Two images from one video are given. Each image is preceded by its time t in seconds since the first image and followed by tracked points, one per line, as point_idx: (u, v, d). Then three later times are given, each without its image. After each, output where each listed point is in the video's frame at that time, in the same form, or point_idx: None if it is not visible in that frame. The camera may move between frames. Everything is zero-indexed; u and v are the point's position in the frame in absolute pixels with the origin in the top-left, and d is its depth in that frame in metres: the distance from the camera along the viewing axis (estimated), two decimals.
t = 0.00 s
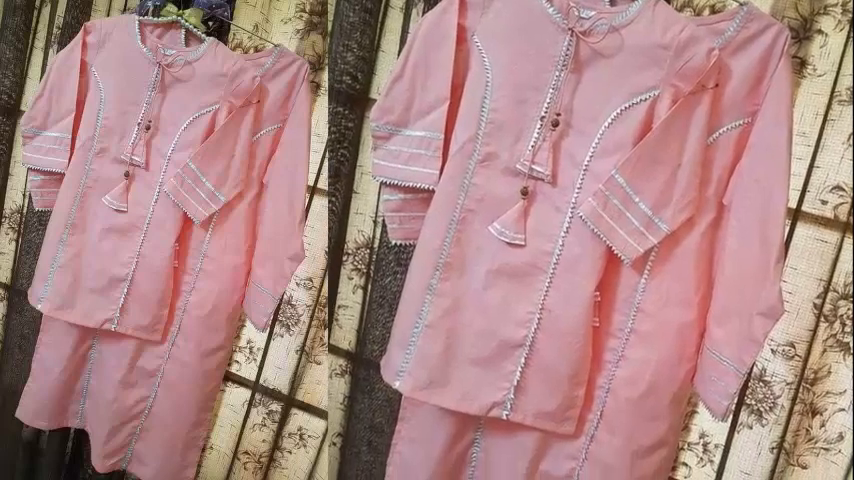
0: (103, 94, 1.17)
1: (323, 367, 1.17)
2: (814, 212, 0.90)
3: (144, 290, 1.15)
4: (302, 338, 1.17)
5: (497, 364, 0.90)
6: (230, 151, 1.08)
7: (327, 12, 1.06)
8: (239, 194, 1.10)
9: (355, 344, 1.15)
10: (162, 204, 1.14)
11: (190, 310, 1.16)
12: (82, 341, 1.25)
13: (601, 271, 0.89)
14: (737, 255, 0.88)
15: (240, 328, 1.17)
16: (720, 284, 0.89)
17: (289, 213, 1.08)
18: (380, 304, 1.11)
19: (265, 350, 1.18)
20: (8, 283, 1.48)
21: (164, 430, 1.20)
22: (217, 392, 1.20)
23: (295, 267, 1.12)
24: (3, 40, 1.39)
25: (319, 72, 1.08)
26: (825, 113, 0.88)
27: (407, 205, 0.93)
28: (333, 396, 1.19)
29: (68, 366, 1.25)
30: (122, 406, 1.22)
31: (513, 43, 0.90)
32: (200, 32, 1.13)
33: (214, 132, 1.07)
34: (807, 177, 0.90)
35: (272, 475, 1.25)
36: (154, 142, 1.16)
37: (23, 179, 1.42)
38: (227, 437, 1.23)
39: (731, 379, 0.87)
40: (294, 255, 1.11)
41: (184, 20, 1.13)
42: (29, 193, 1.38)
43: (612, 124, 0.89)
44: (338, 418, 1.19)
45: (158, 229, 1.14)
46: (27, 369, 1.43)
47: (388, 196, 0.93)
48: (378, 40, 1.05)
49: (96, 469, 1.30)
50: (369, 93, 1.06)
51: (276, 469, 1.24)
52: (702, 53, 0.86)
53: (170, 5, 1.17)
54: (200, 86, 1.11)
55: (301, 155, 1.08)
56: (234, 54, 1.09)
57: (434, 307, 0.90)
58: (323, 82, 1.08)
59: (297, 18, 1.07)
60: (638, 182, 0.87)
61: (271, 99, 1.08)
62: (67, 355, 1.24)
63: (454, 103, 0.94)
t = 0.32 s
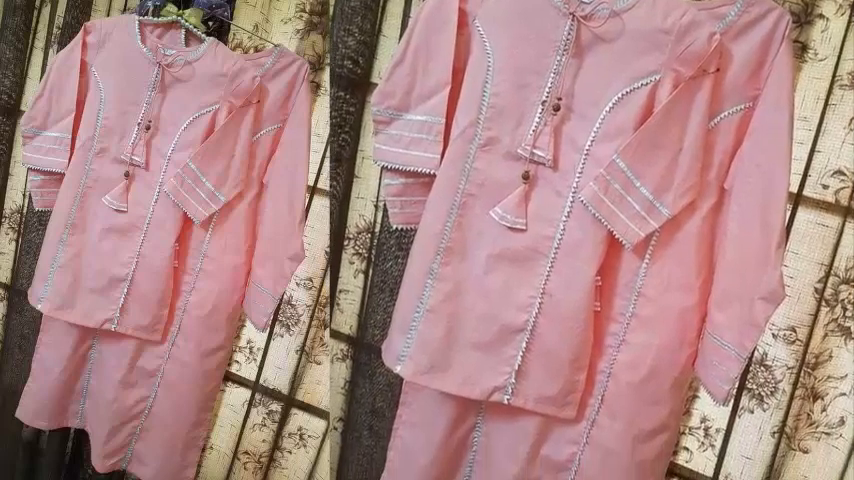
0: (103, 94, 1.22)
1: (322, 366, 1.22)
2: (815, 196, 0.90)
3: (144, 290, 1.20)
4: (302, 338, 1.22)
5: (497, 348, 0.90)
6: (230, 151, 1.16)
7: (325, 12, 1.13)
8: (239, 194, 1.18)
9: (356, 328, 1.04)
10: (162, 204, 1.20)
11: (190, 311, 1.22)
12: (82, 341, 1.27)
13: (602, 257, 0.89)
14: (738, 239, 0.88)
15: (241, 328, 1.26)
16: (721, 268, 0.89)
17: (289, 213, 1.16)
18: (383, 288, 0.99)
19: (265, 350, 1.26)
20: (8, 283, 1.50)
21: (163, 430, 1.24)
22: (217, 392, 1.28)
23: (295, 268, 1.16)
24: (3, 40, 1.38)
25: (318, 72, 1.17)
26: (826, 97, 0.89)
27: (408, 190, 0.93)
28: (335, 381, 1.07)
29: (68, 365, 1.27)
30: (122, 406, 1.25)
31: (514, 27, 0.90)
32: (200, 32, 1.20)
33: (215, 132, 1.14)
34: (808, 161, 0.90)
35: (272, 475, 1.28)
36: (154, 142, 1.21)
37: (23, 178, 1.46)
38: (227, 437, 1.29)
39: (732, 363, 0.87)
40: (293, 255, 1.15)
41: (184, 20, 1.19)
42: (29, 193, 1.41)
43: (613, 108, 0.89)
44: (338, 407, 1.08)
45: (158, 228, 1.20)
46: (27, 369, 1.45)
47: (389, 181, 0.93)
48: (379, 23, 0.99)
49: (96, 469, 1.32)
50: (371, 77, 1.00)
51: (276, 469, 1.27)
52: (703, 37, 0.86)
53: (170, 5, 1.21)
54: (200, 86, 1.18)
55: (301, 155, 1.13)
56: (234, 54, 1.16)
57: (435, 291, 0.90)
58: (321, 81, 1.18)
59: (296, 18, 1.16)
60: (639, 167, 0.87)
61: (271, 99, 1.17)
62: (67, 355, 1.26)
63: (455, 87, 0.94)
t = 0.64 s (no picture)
0: (103, 94, 1.22)
1: (322, 366, 1.23)
2: (815, 183, 0.90)
3: (144, 290, 1.21)
4: (302, 338, 1.24)
5: (497, 334, 0.90)
6: (230, 151, 1.17)
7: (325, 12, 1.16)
8: (239, 194, 1.19)
9: (356, 314, 1.03)
10: (162, 204, 1.20)
11: (190, 310, 1.22)
12: (82, 341, 1.27)
13: (602, 243, 0.90)
14: (738, 224, 0.88)
15: (241, 328, 1.29)
16: (721, 254, 0.89)
17: (290, 214, 1.16)
18: (383, 274, 0.99)
19: (265, 350, 1.28)
20: (8, 283, 1.49)
21: (163, 430, 1.24)
22: (218, 391, 1.30)
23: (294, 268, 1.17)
24: (2, 40, 1.38)
25: (318, 71, 1.19)
26: (826, 83, 0.89)
27: (408, 176, 0.93)
28: (334, 366, 1.07)
29: (68, 365, 1.27)
30: (122, 406, 1.25)
31: (514, 13, 0.90)
32: (200, 33, 1.19)
33: (215, 132, 1.15)
34: (808, 147, 0.90)
35: (272, 475, 1.29)
36: (154, 142, 1.22)
37: (23, 178, 1.46)
38: (227, 437, 1.30)
39: (733, 350, 0.87)
40: (293, 256, 1.16)
41: (185, 20, 1.19)
42: (29, 193, 1.41)
43: (613, 94, 0.89)
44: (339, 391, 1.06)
45: (158, 229, 1.20)
46: (28, 369, 1.44)
47: (388, 167, 0.93)
48: (379, 9, 0.99)
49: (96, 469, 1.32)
50: (371, 64, 0.99)
51: (276, 469, 1.28)
52: (704, 23, 0.86)
53: (170, 5, 1.21)
54: (200, 86, 1.19)
55: (301, 155, 1.14)
56: (234, 54, 1.16)
57: (436, 276, 0.90)
58: (321, 81, 1.20)
59: (297, 18, 1.18)
60: (639, 152, 0.87)
61: (271, 99, 1.17)
62: (67, 355, 1.26)
63: (455, 73, 0.94)
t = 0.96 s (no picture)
0: (103, 94, 1.22)
1: (322, 366, 1.23)
2: (815, 167, 0.90)
3: (144, 290, 1.21)
4: (302, 338, 1.24)
5: (497, 318, 0.90)
6: (230, 151, 1.17)
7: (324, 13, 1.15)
8: (239, 194, 1.20)
9: (356, 298, 1.02)
10: (162, 204, 1.20)
11: (190, 310, 1.22)
12: (82, 341, 1.27)
13: (602, 228, 0.90)
14: (738, 208, 0.88)
15: (241, 328, 1.29)
16: (721, 239, 0.89)
17: (290, 214, 1.16)
18: (383, 259, 0.98)
19: (265, 350, 1.28)
20: (8, 283, 1.49)
21: (164, 430, 1.25)
22: (218, 391, 1.30)
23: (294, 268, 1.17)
24: (2, 40, 1.38)
25: (318, 71, 1.19)
26: (826, 68, 0.89)
27: (408, 160, 0.93)
28: (334, 351, 1.06)
29: (68, 365, 1.27)
30: (122, 406, 1.25)
31: None
32: (200, 33, 1.19)
33: (216, 132, 1.16)
34: (808, 132, 0.90)
35: (272, 475, 1.28)
36: (154, 142, 1.22)
37: (23, 178, 1.46)
38: (227, 437, 1.30)
39: (733, 334, 0.87)
40: (293, 255, 1.16)
41: (184, 20, 1.19)
42: (29, 193, 1.40)
43: (613, 79, 0.89)
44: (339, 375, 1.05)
45: (158, 229, 1.20)
46: (28, 369, 1.43)
47: (388, 151, 0.93)
48: None
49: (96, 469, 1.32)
50: (371, 48, 0.98)
51: (276, 469, 1.28)
52: (704, 8, 0.86)
53: (170, 5, 1.21)
54: (200, 86, 1.19)
55: (301, 155, 1.15)
56: (234, 54, 1.17)
57: (436, 261, 0.90)
58: (321, 81, 1.20)
59: (297, 18, 1.18)
60: (639, 137, 0.87)
61: (272, 99, 1.18)
62: (67, 355, 1.26)
63: (455, 58, 0.94)
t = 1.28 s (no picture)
0: (103, 94, 1.22)
1: (322, 366, 1.24)
2: (815, 153, 0.90)
3: (144, 290, 1.21)
4: (302, 338, 1.24)
5: (497, 304, 0.90)
6: (230, 151, 1.17)
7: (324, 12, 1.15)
8: (239, 194, 1.20)
9: (356, 284, 1.02)
10: (162, 204, 1.20)
11: (190, 310, 1.22)
12: (82, 341, 1.27)
13: (602, 214, 0.90)
14: (739, 193, 0.88)
15: (241, 328, 1.29)
16: (721, 225, 0.89)
17: (290, 214, 1.17)
18: (383, 245, 0.98)
19: (265, 350, 1.28)
20: (7, 283, 1.48)
21: (163, 430, 1.25)
22: (218, 392, 1.30)
23: (294, 268, 1.17)
24: (2, 40, 1.36)
25: (318, 71, 1.19)
26: (826, 54, 0.89)
27: (408, 146, 0.93)
28: (333, 337, 1.06)
29: (68, 365, 1.27)
30: (122, 406, 1.25)
31: None
32: (201, 32, 1.20)
33: (215, 133, 1.16)
34: (808, 118, 0.90)
35: (272, 475, 1.28)
36: (154, 142, 1.22)
37: (23, 178, 1.44)
38: (227, 437, 1.30)
39: (733, 320, 0.87)
40: (293, 256, 1.16)
41: (185, 19, 1.19)
42: (29, 192, 1.40)
43: (613, 65, 0.89)
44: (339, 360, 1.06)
45: (158, 229, 1.20)
46: (28, 369, 1.42)
47: (388, 137, 0.93)
48: None
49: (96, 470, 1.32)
50: (371, 34, 0.98)
51: (276, 469, 1.28)
52: None
53: (170, 5, 1.21)
54: (200, 86, 1.19)
55: (301, 155, 1.15)
56: (234, 54, 1.17)
57: (435, 248, 0.90)
58: (321, 82, 1.20)
59: (297, 18, 1.18)
60: (639, 123, 0.87)
61: (271, 99, 1.18)
62: (67, 355, 1.26)
63: (455, 44, 0.94)
